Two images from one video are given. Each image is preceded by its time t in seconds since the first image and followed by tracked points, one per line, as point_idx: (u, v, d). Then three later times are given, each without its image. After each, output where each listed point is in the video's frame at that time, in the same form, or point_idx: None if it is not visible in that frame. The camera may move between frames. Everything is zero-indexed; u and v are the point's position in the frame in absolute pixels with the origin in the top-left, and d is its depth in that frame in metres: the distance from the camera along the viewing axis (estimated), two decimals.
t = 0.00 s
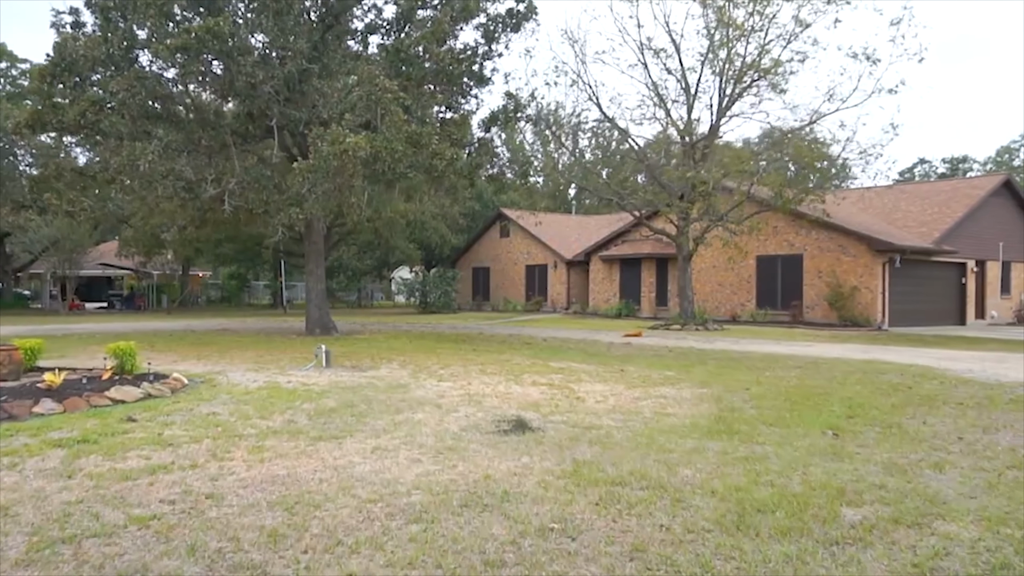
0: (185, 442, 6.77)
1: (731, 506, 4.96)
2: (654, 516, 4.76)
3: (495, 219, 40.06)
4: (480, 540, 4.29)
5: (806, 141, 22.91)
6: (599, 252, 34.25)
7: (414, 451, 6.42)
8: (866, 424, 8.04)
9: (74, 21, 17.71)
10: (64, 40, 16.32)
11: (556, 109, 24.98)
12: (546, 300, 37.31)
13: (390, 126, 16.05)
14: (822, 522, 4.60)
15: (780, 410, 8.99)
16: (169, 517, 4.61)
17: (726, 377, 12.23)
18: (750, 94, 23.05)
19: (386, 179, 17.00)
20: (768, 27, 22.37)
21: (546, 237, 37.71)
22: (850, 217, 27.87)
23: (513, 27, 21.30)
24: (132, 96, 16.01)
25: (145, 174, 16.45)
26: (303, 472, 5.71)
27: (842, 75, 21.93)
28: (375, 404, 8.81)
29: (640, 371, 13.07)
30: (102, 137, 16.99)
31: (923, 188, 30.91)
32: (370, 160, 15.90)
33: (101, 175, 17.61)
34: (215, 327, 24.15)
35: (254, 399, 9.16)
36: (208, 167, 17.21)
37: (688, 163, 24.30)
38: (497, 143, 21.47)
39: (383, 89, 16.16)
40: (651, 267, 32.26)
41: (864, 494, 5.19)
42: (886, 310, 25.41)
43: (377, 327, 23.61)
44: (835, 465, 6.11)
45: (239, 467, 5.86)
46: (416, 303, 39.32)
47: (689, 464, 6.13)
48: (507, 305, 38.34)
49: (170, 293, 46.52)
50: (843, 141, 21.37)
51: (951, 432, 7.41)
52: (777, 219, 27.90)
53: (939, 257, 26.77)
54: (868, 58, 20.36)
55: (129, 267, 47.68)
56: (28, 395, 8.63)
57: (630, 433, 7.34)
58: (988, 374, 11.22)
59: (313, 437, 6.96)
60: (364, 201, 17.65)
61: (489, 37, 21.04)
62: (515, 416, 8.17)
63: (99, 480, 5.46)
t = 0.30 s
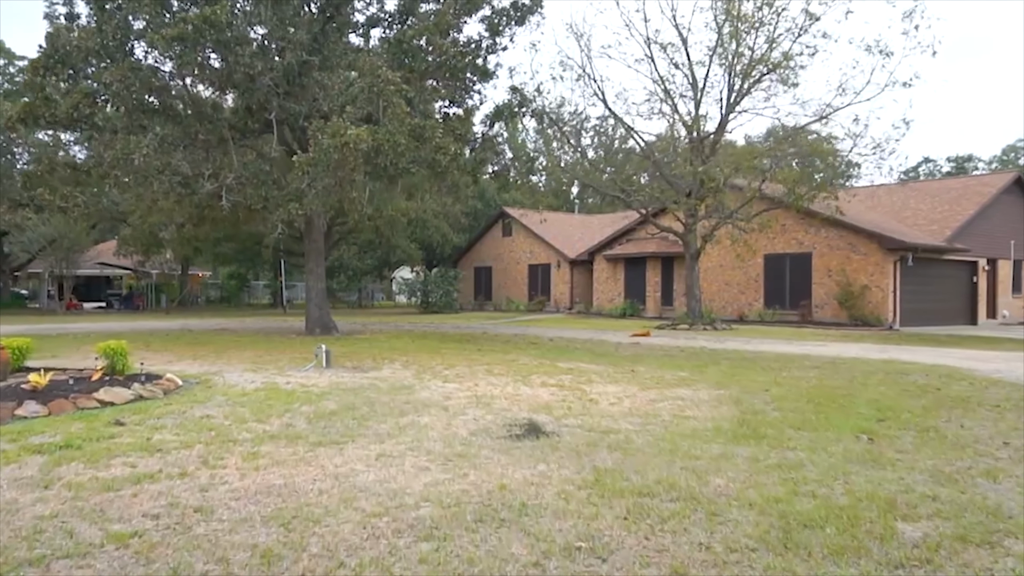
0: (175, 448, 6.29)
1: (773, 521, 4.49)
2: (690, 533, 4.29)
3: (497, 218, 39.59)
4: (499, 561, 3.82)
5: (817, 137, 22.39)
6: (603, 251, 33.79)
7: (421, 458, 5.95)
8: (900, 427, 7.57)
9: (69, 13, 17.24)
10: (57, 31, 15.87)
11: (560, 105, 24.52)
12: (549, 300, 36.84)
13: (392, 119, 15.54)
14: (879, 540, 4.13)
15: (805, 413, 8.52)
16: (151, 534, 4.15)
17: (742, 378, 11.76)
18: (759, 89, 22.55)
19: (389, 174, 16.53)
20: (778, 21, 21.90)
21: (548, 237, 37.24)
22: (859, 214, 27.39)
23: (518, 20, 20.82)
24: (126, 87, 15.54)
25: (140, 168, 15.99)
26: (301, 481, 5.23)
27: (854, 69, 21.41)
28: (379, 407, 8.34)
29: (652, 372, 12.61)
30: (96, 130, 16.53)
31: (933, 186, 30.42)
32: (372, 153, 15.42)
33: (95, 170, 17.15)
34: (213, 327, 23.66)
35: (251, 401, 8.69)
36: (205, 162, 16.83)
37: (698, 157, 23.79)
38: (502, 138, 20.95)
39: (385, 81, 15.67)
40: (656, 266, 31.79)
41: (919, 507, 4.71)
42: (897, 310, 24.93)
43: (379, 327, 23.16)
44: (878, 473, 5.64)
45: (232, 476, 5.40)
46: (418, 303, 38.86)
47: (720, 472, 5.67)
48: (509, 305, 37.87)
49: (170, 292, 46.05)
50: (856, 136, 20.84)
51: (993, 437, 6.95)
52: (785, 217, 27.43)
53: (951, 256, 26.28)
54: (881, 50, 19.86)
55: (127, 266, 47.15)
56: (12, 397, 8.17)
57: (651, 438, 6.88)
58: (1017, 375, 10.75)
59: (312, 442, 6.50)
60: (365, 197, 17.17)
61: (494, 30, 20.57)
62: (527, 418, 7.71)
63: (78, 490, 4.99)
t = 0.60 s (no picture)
0: (159, 457, 5.80)
1: (822, 544, 4.02)
2: (732, 559, 3.82)
3: (497, 217, 39.13)
4: None
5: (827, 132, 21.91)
6: (606, 249, 33.32)
7: (425, 470, 5.46)
8: (935, 434, 7.10)
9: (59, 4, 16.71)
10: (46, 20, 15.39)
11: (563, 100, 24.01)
12: (551, 299, 36.36)
13: (392, 112, 15.03)
14: (946, 568, 3.66)
15: (830, 418, 8.06)
16: (123, 562, 3.67)
17: (758, 380, 11.28)
18: (766, 84, 22.08)
19: (389, 170, 16.03)
20: (785, 13, 21.44)
21: (549, 236, 36.80)
22: (867, 212, 26.90)
23: (521, 12, 20.34)
24: (117, 78, 15.03)
25: (131, 163, 15.51)
26: (294, 497, 4.75)
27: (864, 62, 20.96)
28: (380, 411, 7.86)
29: (663, 373, 12.15)
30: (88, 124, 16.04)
31: (941, 184, 29.95)
32: (372, 147, 14.93)
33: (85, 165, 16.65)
34: (211, 327, 23.22)
35: (243, 405, 8.20)
36: (199, 157, 16.35)
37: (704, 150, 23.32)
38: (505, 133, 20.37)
39: (385, 73, 15.18)
40: (659, 265, 31.34)
41: (983, 527, 4.23)
42: (906, 309, 24.46)
43: (379, 327, 22.66)
44: (925, 486, 5.17)
45: (219, 490, 4.92)
46: (417, 303, 38.37)
47: (753, 485, 5.19)
48: (509, 305, 37.42)
49: (167, 292, 45.55)
50: (867, 131, 20.36)
51: None
52: (791, 214, 26.96)
53: (961, 254, 25.78)
54: (892, 43, 19.39)
55: (124, 266, 46.57)
56: None
57: (672, 446, 6.40)
58: None
59: (308, 451, 6.01)
60: (365, 193, 16.68)
61: (496, 23, 20.09)
62: (538, 424, 7.23)
63: (47, 508, 4.51)
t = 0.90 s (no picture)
0: (140, 471, 5.31)
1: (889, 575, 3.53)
2: None
3: (497, 216, 38.64)
4: None
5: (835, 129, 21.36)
6: (609, 249, 32.83)
7: (432, 484, 4.98)
8: (978, 442, 6.63)
9: None
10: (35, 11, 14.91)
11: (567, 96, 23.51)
12: (552, 300, 35.88)
13: (393, 105, 14.54)
14: None
15: (859, 424, 7.59)
16: None
17: (776, 384, 10.79)
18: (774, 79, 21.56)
19: (389, 165, 15.53)
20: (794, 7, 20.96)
21: (550, 235, 36.32)
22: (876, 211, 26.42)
23: (524, 5, 19.86)
24: (108, 69, 14.54)
25: (123, 157, 15.00)
26: (287, 517, 4.26)
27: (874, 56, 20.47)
28: (380, 418, 7.36)
29: (675, 376, 11.67)
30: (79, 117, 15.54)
31: (950, 183, 29.47)
32: (371, 140, 14.43)
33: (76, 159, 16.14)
34: (206, 328, 22.72)
35: (236, 411, 7.70)
36: (193, 151, 15.87)
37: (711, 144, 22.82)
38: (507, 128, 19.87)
39: (385, 64, 14.67)
40: (663, 265, 30.86)
41: None
42: (916, 309, 23.99)
43: (378, 327, 22.16)
44: (985, 504, 4.69)
45: (205, 509, 4.43)
46: (417, 303, 37.86)
47: (795, 503, 4.71)
48: (510, 305, 36.94)
49: (164, 292, 45.08)
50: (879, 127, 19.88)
51: None
52: (798, 213, 26.48)
53: (972, 253, 25.28)
54: (904, 36, 18.90)
55: (119, 265, 46.05)
56: None
57: (700, 457, 5.91)
58: None
59: (304, 463, 5.52)
60: (364, 190, 16.18)
61: (499, 16, 19.59)
62: (551, 432, 6.73)
63: (8, 531, 4.02)
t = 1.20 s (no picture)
0: (114, 486, 4.79)
1: None
2: None
3: (495, 215, 38.12)
4: None
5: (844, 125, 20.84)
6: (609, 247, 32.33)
7: (440, 502, 4.47)
8: None
9: None
10: None
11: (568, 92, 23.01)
12: (551, 299, 35.39)
13: (391, 97, 14.05)
14: None
15: (893, 430, 7.10)
16: None
17: (793, 387, 10.31)
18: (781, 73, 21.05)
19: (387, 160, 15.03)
20: None
21: (549, 234, 35.82)
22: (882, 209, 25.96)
23: None
24: (95, 58, 14.02)
25: (110, 150, 14.46)
26: (277, 543, 3.76)
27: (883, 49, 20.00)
28: (380, 424, 6.85)
29: (687, 378, 11.17)
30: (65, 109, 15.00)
31: (955, 181, 29.04)
32: (369, 133, 13.90)
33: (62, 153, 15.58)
34: (199, 328, 22.14)
35: (224, 417, 7.18)
36: (185, 145, 15.30)
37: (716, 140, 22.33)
38: (508, 123, 19.36)
39: (382, 55, 14.15)
40: (664, 264, 30.39)
41: None
42: (924, 309, 23.54)
43: (375, 327, 21.63)
44: None
45: (184, 532, 3.93)
46: (414, 303, 37.32)
47: (847, 523, 4.22)
48: (509, 305, 36.45)
49: (157, 291, 44.49)
50: (889, 122, 19.44)
51: None
52: (803, 211, 26.00)
53: (980, 252, 24.84)
54: (915, 28, 18.44)
55: (112, 264, 45.44)
56: None
57: (730, 469, 5.42)
58: None
59: (296, 477, 5.01)
60: (361, 185, 15.66)
61: (499, 8, 19.10)
62: (565, 440, 6.23)
63: None
